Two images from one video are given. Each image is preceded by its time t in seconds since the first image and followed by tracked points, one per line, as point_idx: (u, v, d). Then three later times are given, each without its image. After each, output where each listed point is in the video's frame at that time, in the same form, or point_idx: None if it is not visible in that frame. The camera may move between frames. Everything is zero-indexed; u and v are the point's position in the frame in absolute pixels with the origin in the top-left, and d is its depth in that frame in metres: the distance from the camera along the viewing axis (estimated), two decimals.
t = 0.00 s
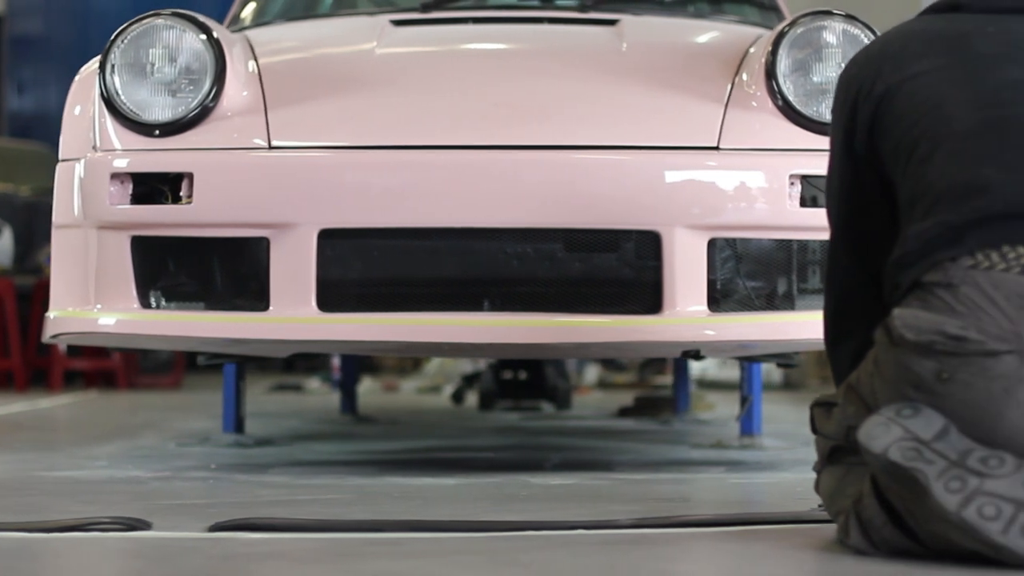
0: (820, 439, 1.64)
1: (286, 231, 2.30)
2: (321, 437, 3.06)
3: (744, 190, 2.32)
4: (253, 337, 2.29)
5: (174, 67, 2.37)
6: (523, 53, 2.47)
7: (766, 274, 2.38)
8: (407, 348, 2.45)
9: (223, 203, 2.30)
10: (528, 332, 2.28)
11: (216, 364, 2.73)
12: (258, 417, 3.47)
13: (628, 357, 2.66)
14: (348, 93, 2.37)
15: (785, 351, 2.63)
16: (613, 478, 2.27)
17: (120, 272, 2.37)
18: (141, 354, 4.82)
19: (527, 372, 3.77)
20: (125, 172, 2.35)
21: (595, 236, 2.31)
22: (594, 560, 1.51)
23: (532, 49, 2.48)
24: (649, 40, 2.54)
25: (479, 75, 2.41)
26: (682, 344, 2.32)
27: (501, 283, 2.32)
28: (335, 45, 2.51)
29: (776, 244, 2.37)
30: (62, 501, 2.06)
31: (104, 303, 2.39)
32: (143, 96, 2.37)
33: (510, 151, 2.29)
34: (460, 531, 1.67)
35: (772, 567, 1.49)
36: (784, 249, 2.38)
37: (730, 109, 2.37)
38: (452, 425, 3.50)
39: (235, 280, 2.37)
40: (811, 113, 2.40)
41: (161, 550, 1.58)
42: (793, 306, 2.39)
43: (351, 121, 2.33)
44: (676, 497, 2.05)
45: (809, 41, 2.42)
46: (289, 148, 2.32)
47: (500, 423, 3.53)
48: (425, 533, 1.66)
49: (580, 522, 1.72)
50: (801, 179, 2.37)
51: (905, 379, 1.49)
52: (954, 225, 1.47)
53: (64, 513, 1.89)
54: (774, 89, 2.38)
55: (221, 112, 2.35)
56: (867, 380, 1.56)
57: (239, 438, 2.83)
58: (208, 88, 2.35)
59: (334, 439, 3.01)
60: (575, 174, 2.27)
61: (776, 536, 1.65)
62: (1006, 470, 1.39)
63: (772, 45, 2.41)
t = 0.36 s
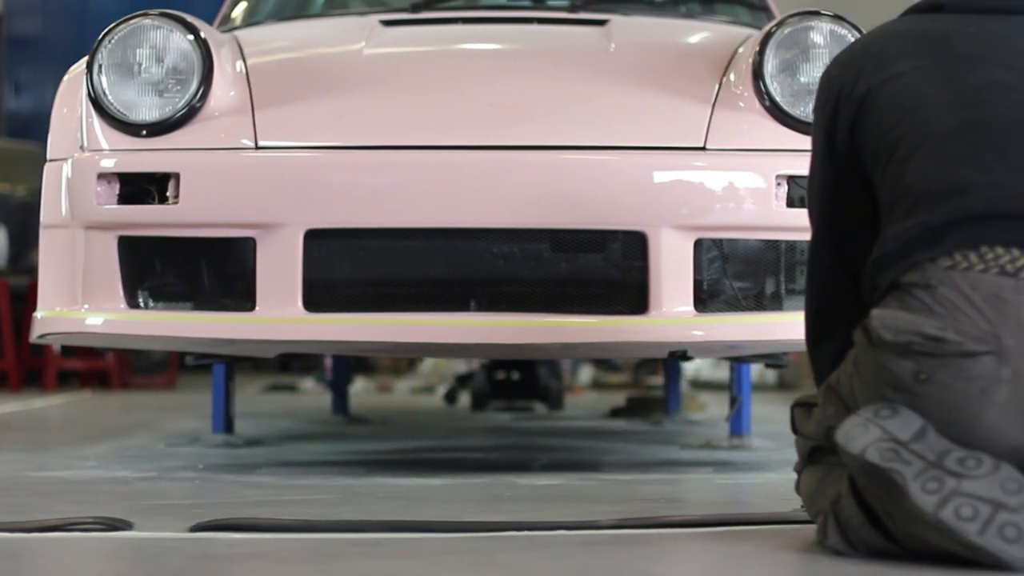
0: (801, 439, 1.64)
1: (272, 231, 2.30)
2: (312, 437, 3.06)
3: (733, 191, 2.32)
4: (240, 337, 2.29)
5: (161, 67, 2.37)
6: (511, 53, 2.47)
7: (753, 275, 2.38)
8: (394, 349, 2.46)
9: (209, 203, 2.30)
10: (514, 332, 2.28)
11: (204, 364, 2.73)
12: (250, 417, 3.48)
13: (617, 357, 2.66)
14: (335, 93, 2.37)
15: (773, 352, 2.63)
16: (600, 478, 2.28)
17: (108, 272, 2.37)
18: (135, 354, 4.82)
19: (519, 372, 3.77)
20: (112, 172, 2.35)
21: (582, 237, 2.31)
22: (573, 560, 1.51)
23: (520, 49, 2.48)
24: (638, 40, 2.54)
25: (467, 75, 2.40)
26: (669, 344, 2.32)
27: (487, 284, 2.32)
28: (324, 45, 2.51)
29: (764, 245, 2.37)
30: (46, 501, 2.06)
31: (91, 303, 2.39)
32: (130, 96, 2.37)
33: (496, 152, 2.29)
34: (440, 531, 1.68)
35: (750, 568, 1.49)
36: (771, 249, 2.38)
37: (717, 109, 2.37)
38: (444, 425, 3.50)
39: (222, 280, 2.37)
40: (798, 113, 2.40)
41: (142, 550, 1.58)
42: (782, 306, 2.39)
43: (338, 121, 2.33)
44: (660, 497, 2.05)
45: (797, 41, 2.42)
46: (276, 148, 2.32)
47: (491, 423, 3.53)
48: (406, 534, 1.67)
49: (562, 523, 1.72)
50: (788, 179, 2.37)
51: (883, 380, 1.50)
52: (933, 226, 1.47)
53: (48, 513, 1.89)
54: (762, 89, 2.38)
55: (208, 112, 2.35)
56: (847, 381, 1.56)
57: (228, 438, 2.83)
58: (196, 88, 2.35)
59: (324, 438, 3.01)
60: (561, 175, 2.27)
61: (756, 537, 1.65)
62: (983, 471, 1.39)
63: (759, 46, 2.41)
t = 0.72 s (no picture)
0: (777, 440, 1.64)
1: (255, 231, 2.30)
2: (301, 437, 3.06)
3: (718, 192, 2.33)
4: (222, 338, 2.30)
5: (146, 68, 2.37)
6: (496, 53, 2.47)
7: (738, 275, 2.38)
8: (380, 349, 2.46)
9: (193, 204, 2.30)
10: (497, 333, 2.28)
11: (191, 365, 2.73)
12: (240, 418, 3.48)
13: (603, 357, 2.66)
14: (320, 93, 2.37)
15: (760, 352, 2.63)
16: (583, 479, 2.28)
17: (92, 273, 2.37)
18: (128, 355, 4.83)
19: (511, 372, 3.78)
20: (96, 173, 2.35)
21: (566, 237, 2.31)
22: (546, 561, 1.51)
23: (506, 49, 2.48)
24: (623, 40, 2.54)
25: (450, 75, 2.40)
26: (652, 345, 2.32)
27: (470, 284, 2.32)
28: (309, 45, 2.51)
29: (748, 246, 2.38)
30: (28, 501, 2.06)
31: (76, 304, 2.39)
32: (114, 97, 2.37)
33: (480, 152, 2.29)
34: (417, 531, 1.68)
35: (721, 569, 1.49)
36: (756, 249, 2.38)
37: (701, 109, 2.37)
38: (435, 425, 3.51)
39: (205, 280, 2.37)
40: (782, 114, 2.40)
41: (115, 549, 1.59)
42: (768, 306, 2.39)
43: (321, 122, 2.33)
44: (641, 497, 2.05)
45: (782, 42, 2.41)
46: (260, 149, 2.32)
47: (482, 423, 3.54)
48: (382, 534, 1.67)
49: (538, 523, 1.72)
50: (771, 179, 2.38)
51: (857, 381, 1.50)
52: (908, 226, 1.47)
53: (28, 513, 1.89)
54: (745, 90, 2.38)
55: (193, 113, 2.35)
56: (822, 382, 1.56)
57: (216, 438, 2.84)
58: (180, 88, 2.35)
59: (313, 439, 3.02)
60: (543, 175, 2.27)
61: (733, 537, 1.65)
62: (955, 471, 1.39)
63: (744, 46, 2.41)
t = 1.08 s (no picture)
0: (753, 439, 1.64)
1: (238, 231, 2.30)
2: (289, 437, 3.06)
3: (704, 192, 2.33)
4: (205, 337, 2.29)
5: (130, 67, 2.37)
6: (480, 52, 2.47)
7: (722, 275, 2.39)
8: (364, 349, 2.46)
9: (176, 203, 2.30)
10: (480, 332, 2.28)
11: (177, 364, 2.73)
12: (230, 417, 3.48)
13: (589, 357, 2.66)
14: (303, 93, 2.37)
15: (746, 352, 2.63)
16: (566, 478, 2.28)
17: (76, 272, 2.37)
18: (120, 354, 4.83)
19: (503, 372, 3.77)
20: (80, 172, 2.35)
21: (549, 237, 2.31)
22: (519, 560, 1.51)
23: (491, 49, 2.48)
24: (609, 39, 2.54)
25: (435, 74, 2.40)
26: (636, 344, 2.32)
27: (453, 284, 2.32)
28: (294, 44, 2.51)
29: (732, 245, 2.38)
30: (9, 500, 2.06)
31: (60, 303, 2.39)
32: (99, 96, 2.37)
33: (463, 151, 2.29)
34: (393, 531, 1.68)
35: (694, 568, 1.48)
36: (740, 249, 2.39)
37: (685, 109, 2.37)
38: (426, 424, 3.50)
39: (191, 279, 2.38)
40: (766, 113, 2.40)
41: (89, 548, 1.59)
42: (753, 306, 2.40)
43: (305, 121, 2.33)
44: (622, 497, 2.05)
45: (765, 41, 2.41)
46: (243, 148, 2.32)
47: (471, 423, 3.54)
48: (357, 534, 1.67)
49: (516, 523, 1.71)
50: (755, 179, 2.38)
51: (831, 380, 1.50)
52: (880, 226, 1.46)
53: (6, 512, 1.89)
54: (730, 89, 2.38)
55: (177, 112, 2.35)
56: (797, 382, 1.57)
57: (203, 438, 2.83)
58: (164, 87, 2.35)
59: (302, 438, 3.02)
60: (526, 175, 2.27)
61: (708, 538, 1.65)
62: (927, 471, 1.39)
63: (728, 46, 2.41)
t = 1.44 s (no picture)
0: (729, 440, 1.65)
1: (222, 231, 2.30)
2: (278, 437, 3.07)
3: (689, 193, 2.33)
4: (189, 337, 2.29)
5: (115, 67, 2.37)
6: (466, 52, 2.47)
7: (707, 276, 2.39)
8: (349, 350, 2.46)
9: (160, 203, 2.30)
10: (463, 333, 2.29)
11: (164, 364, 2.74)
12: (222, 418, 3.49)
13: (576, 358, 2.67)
14: (287, 93, 2.37)
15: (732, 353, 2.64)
16: (550, 479, 2.28)
17: (61, 273, 2.37)
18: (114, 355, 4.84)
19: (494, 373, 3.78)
20: (65, 173, 2.35)
21: (533, 238, 2.31)
22: (493, 561, 1.51)
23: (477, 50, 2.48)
24: (595, 40, 2.54)
25: (420, 74, 2.40)
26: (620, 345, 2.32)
27: (437, 285, 2.33)
28: (280, 45, 2.51)
29: (718, 246, 2.38)
30: None
31: (45, 303, 2.39)
32: (84, 97, 2.37)
33: (447, 152, 2.29)
34: (371, 531, 1.68)
35: (667, 569, 1.48)
36: (725, 250, 2.39)
37: (670, 110, 2.37)
38: (416, 425, 3.51)
39: (176, 279, 2.39)
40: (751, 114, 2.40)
41: (65, 549, 1.59)
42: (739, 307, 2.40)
43: (289, 122, 2.33)
44: (605, 498, 2.06)
45: (751, 42, 2.41)
46: (227, 149, 2.32)
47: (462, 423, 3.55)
48: (335, 534, 1.67)
49: (493, 523, 1.71)
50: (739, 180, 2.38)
51: (804, 381, 1.50)
52: (854, 228, 1.46)
53: None
54: (716, 90, 2.38)
55: (162, 113, 2.35)
56: (772, 383, 1.57)
57: (191, 438, 2.84)
58: (149, 88, 2.35)
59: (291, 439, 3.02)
60: (510, 176, 2.27)
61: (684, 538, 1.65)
62: (900, 473, 1.40)
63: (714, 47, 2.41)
